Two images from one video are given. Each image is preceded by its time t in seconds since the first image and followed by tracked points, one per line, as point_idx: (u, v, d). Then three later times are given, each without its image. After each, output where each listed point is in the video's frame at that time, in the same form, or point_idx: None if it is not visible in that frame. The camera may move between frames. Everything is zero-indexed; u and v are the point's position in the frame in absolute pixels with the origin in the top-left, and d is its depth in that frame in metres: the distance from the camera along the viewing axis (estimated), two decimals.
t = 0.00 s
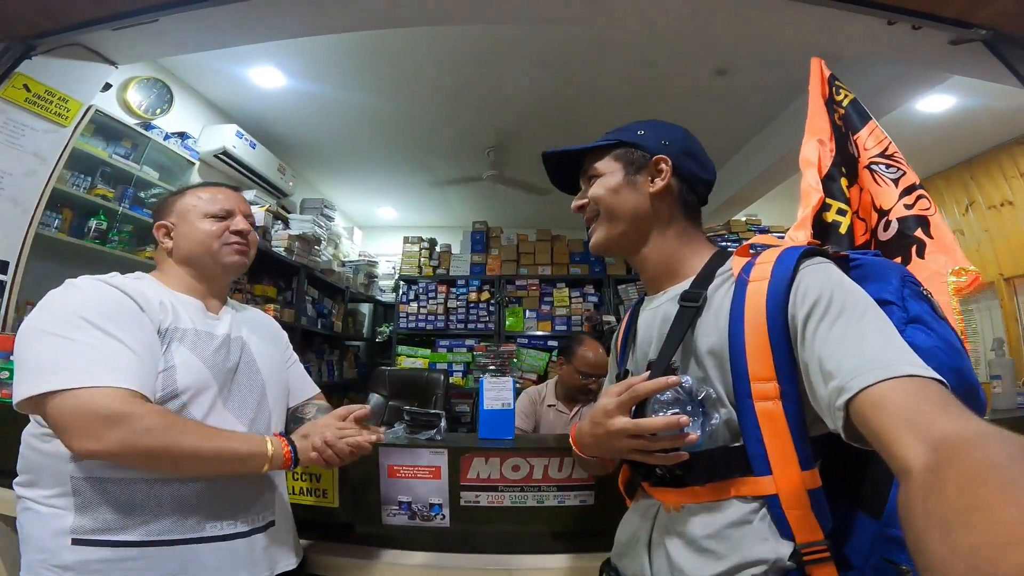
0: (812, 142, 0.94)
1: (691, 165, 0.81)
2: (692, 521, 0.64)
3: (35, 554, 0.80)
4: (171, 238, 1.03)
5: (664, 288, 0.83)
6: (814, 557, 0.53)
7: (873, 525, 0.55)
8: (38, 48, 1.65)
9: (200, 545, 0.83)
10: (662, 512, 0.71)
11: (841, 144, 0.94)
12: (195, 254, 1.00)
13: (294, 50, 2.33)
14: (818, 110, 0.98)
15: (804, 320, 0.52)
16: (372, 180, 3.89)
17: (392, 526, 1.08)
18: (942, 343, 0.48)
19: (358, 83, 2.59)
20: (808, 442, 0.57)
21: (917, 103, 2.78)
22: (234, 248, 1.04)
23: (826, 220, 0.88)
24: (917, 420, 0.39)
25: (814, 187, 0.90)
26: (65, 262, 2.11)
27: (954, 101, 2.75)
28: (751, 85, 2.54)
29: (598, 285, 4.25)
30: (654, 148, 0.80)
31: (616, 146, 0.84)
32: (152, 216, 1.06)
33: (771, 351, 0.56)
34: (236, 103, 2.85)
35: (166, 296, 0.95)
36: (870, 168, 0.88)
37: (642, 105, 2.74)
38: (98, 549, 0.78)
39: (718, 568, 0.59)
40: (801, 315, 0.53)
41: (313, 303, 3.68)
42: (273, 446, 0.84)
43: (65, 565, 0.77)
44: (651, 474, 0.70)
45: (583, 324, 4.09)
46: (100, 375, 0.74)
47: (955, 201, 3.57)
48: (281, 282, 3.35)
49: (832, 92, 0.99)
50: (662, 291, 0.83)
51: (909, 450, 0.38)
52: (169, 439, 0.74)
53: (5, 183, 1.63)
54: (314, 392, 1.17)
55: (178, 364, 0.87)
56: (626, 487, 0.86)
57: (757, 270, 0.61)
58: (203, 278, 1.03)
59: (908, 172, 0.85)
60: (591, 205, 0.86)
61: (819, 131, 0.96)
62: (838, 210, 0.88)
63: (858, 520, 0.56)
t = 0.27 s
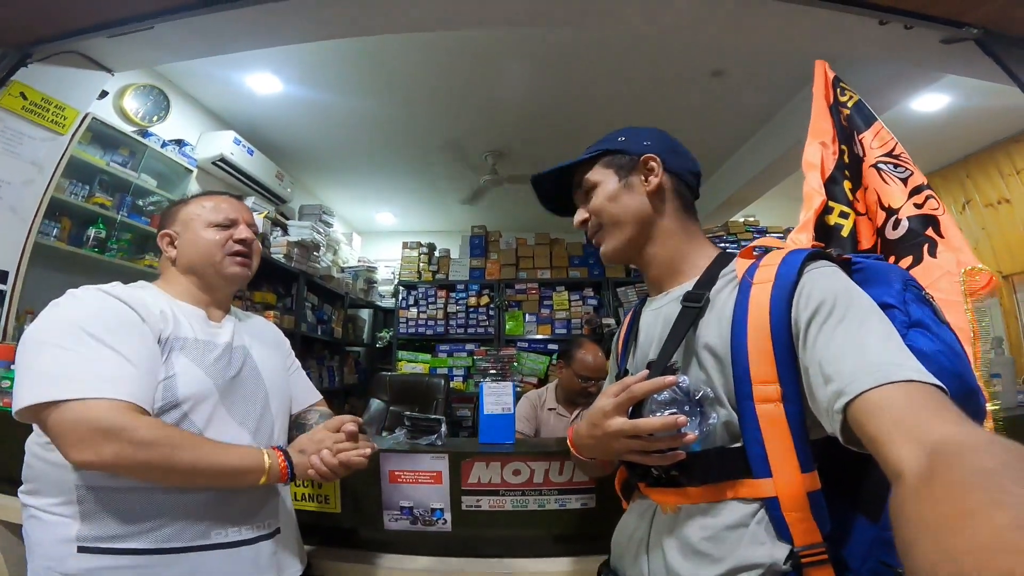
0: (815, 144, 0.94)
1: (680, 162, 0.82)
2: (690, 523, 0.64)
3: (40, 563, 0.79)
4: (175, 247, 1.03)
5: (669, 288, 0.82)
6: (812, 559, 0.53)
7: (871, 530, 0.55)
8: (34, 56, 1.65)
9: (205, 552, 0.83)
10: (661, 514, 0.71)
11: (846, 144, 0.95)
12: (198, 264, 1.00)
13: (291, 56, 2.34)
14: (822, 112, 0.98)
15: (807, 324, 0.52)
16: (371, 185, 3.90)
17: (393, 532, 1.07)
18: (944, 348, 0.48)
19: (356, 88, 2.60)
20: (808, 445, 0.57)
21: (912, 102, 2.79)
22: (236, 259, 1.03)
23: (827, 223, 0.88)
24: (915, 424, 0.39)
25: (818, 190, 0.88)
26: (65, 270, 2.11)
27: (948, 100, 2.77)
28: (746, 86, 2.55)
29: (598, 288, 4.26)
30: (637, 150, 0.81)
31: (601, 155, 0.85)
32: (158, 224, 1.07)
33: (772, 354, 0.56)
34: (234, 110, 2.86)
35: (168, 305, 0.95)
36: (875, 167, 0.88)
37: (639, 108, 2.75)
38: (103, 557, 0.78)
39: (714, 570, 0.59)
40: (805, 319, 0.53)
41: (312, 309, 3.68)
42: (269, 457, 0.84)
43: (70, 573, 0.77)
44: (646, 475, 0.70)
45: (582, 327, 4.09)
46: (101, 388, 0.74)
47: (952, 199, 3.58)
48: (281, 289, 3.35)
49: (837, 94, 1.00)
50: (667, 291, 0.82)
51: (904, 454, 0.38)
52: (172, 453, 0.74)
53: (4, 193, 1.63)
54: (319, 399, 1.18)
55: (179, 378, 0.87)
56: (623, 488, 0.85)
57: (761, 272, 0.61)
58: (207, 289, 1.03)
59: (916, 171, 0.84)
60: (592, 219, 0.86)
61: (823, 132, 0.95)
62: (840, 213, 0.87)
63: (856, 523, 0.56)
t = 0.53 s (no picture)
0: (810, 145, 0.96)
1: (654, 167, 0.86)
2: (682, 524, 0.64)
3: (48, 565, 0.80)
4: (176, 254, 1.03)
5: (661, 291, 0.82)
6: (802, 560, 0.53)
7: (860, 530, 0.55)
8: (34, 64, 1.64)
9: (210, 552, 0.83)
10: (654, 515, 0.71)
11: (849, 142, 0.95)
12: (198, 272, 1.01)
13: (290, 62, 2.36)
14: (819, 113, 1.00)
15: (797, 326, 0.53)
16: (371, 190, 3.92)
17: (393, 533, 1.07)
18: (934, 349, 0.48)
19: (355, 94, 2.62)
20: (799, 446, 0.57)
21: (910, 101, 2.79)
22: (235, 267, 1.05)
23: (827, 223, 0.89)
24: (904, 426, 0.39)
25: (813, 191, 0.91)
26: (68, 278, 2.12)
27: (946, 98, 2.77)
28: (743, 87, 2.56)
29: (598, 290, 4.26)
30: (622, 159, 0.86)
31: (589, 165, 0.89)
32: (157, 233, 1.07)
33: (764, 356, 0.56)
34: (235, 116, 2.88)
35: (169, 312, 0.96)
36: (882, 165, 0.87)
37: (637, 110, 2.76)
38: (110, 558, 0.78)
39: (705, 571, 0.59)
40: (796, 321, 0.53)
41: (314, 314, 3.69)
42: (270, 458, 0.84)
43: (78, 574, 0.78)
44: (639, 477, 0.71)
45: (584, 330, 4.09)
46: (108, 394, 0.75)
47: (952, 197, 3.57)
48: (283, 294, 3.36)
49: (837, 93, 1.00)
50: (658, 293, 0.82)
51: (894, 456, 0.38)
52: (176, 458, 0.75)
53: (7, 201, 1.64)
54: (319, 401, 1.18)
55: (182, 383, 0.87)
56: (620, 490, 0.86)
57: (751, 275, 0.61)
58: (207, 296, 1.04)
59: (922, 169, 0.83)
60: (582, 224, 0.87)
61: (819, 132, 0.98)
62: (840, 213, 0.89)
63: (847, 524, 0.56)
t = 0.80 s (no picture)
0: (803, 148, 0.95)
1: (674, 169, 0.85)
2: (681, 526, 0.64)
3: (46, 563, 0.80)
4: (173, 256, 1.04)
5: (657, 294, 0.82)
6: (800, 561, 0.52)
7: (858, 531, 0.55)
8: (36, 65, 1.68)
9: (206, 551, 0.84)
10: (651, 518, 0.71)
11: (841, 144, 0.95)
12: (191, 274, 1.01)
13: (290, 62, 2.36)
14: (812, 115, 1.00)
15: (791, 329, 0.53)
16: (372, 191, 3.93)
17: (392, 533, 1.08)
18: (929, 349, 0.48)
19: (355, 94, 2.62)
20: (796, 447, 0.57)
21: (910, 101, 2.79)
22: (230, 268, 1.04)
23: (820, 225, 0.89)
24: (898, 427, 0.39)
25: (806, 193, 0.90)
26: (70, 277, 2.13)
27: (947, 98, 2.76)
28: (744, 87, 2.56)
29: (599, 291, 4.26)
30: (639, 155, 0.82)
31: (602, 154, 0.85)
32: (159, 234, 1.09)
33: (759, 359, 0.56)
34: (236, 117, 2.89)
35: (163, 312, 0.96)
36: (878, 166, 0.87)
37: (637, 110, 2.76)
38: (107, 557, 0.78)
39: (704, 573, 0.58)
40: (790, 323, 0.53)
41: (315, 314, 3.70)
42: (257, 430, 0.79)
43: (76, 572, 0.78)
44: (639, 480, 0.71)
45: (584, 330, 4.09)
46: (91, 391, 0.75)
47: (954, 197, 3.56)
48: (284, 294, 3.37)
49: (828, 95, 1.01)
50: (655, 297, 0.83)
51: (887, 458, 0.38)
52: (159, 446, 0.73)
53: (9, 201, 1.65)
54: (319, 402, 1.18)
55: (179, 384, 0.88)
56: (618, 494, 0.86)
57: (745, 277, 0.61)
58: (201, 297, 1.04)
59: (920, 168, 0.83)
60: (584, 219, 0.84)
61: (811, 135, 0.97)
62: (833, 214, 0.89)
63: (845, 526, 0.56)
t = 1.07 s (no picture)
0: (797, 144, 0.97)
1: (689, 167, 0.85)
2: (687, 525, 0.64)
3: (42, 559, 0.81)
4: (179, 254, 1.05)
5: (659, 291, 0.83)
6: (809, 558, 0.52)
7: (865, 528, 0.55)
8: (38, 65, 1.68)
9: (197, 549, 0.84)
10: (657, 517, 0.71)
11: (834, 142, 0.95)
12: (195, 274, 1.02)
13: (290, 63, 2.37)
14: (805, 113, 1.00)
15: (797, 325, 0.53)
16: (372, 191, 3.94)
17: (391, 531, 1.08)
18: (931, 345, 0.48)
19: (356, 95, 2.63)
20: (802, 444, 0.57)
21: (910, 101, 2.79)
22: (233, 276, 1.04)
23: (813, 222, 0.90)
24: (908, 425, 0.39)
25: (800, 189, 0.92)
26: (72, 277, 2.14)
27: (948, 98, 2.76)
28: (744, 87, 2.56)
29: (599, 291, 4.26)
30: (661, 150, 0.80)
31: (623, 142, 0.80)
32: (168, 230, 1.09)
33: (764, 355, 0.57)
34: (237, 118, 2.90)
35: (160, 309, 0.98)
36: (872, 163, 0.86)
37: (638, 110, 2.76)
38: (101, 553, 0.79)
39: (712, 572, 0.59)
40: (795, 319, 0.53)
41: (316, 314, 3.70)
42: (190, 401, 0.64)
43: (70, 568, 0.79)
44: (643, 478, 0.71)
45: (584, 330, 4.09)
46: (63, 379, 0.73)
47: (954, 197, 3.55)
48: (285, 294, 3.38)
49: (821, 93, 1.00)
50: (656, 293, 0.83)
51: (900, 457, 0.38)
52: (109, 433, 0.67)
53: (11, 202, 1.66)
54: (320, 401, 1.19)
55: (173, 378, 0.91)
56: (620, 492, 0.86)
57: (749, 273, 0.62)
58: (201, 298, 1.04)
59: (912, 164, 0.82)
60: (593, 209, 0.81)
61: (805, 132, 0.98)
62: (825, 211, 0.89)
63: (853, 524, 0.56)
